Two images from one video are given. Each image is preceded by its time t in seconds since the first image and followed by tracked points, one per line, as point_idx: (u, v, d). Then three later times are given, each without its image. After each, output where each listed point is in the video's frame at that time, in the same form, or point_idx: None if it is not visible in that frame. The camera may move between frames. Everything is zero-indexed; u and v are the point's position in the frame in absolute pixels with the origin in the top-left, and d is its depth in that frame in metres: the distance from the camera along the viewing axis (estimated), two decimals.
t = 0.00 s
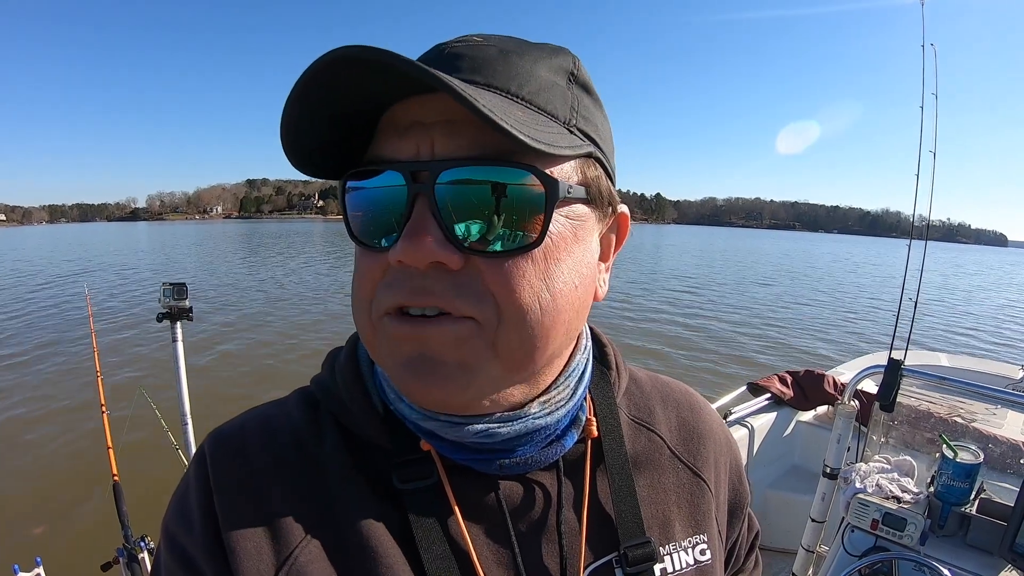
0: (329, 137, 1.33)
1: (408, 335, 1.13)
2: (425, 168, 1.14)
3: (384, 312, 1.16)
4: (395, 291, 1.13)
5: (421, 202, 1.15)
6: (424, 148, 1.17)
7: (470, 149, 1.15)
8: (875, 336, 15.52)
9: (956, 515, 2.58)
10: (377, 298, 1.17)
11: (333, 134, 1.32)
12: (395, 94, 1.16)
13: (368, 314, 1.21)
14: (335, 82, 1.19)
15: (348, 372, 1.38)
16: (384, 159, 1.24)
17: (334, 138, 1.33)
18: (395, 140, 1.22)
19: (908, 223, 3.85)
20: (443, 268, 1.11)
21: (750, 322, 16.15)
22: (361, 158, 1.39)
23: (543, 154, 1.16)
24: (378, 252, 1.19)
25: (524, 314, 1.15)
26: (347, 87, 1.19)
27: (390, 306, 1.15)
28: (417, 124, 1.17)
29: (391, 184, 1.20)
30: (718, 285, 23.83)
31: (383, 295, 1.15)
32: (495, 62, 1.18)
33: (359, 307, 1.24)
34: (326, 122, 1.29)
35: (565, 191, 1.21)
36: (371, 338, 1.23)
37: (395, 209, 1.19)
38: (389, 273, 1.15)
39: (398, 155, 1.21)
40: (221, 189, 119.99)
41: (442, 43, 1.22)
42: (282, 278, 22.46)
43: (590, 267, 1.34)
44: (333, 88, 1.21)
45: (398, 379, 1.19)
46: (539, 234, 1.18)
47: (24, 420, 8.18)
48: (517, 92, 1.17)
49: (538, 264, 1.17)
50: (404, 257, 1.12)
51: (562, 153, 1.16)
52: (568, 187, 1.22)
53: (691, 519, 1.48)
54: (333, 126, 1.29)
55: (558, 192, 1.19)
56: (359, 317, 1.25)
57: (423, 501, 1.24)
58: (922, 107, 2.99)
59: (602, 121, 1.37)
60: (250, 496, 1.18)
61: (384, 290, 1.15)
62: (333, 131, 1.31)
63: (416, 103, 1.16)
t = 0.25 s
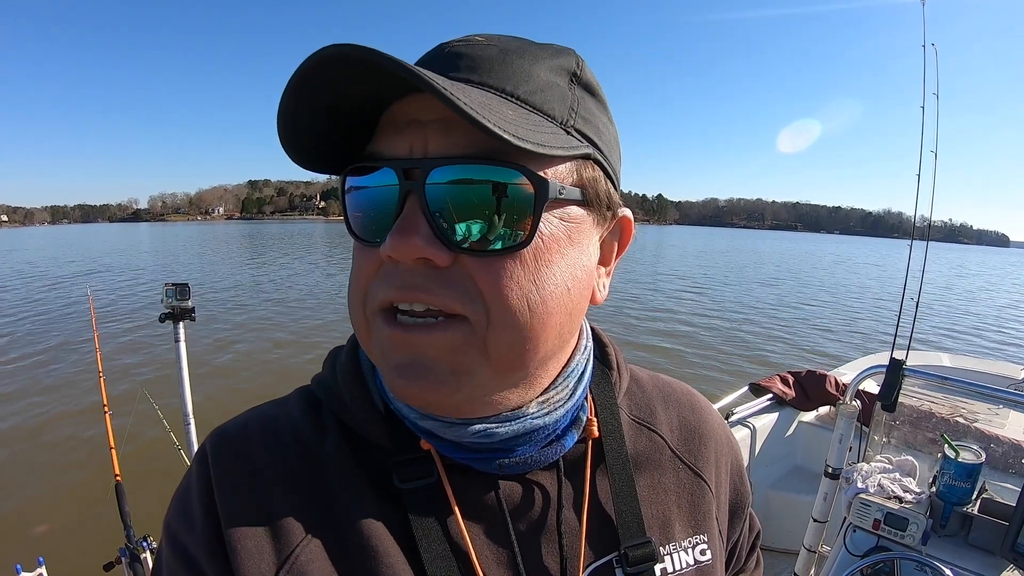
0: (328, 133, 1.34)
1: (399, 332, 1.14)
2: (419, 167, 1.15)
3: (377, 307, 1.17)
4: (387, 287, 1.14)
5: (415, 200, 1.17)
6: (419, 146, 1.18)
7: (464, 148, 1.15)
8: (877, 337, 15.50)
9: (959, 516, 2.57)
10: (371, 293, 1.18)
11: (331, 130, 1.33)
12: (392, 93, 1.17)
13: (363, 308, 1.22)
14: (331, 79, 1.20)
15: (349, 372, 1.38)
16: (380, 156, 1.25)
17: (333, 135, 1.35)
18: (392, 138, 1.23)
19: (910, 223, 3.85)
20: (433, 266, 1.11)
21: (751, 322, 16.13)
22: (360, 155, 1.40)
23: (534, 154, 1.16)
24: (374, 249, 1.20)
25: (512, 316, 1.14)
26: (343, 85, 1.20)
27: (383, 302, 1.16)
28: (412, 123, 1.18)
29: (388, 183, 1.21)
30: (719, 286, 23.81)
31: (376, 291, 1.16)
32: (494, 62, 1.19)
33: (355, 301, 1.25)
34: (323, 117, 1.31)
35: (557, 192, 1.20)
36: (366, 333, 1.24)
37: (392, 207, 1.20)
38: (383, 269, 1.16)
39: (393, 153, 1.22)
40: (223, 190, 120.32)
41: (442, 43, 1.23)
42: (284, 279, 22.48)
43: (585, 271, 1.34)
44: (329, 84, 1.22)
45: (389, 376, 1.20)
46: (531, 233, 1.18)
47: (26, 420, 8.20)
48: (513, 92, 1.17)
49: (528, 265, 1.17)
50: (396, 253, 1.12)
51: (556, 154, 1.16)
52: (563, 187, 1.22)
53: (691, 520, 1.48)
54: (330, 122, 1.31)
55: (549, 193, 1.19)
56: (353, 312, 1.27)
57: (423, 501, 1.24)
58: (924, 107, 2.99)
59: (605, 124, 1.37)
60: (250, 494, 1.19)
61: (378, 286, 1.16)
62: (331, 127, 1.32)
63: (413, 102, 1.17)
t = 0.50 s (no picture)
0: (327, 135, 1.35)
1: (396, 334, 1.14)
2: (415, 169, 1.16)
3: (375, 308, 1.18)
4: (384, 288, 1.15)
5: (411, 204, 1.17)
6: (415, 150, 1.19)
7: (460, 151, 1.16)
8: (878, 337, 15.49)
9: (962, 516, 2.57)
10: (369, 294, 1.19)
11: (330, 132, 1.34)
12: (390, 96, 1.18)
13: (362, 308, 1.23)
14: (328, 82, 1.21)
15: (353, 373, 1.39)
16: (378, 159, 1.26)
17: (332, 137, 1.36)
18: (391, 139, 1.23)
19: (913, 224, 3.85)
20: (428, 269, 1.12)
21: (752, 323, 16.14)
22: (359, 156, 1.41)
23: (529, 157, 1.16)
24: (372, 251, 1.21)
25: (506, 320, 1.15)
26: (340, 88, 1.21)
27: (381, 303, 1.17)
28: (408, 127, 1.19)
29: (386, 185, 1.21)
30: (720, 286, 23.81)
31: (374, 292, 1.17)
32: (493, 64, 1.20)
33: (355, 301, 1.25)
34: (321, 120, 1.31)
35: (553, 196, 1.21)
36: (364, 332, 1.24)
37: (391, 209, 1.20)
38: (381, 271, 1.17)
39: (390, 156, 1.23)
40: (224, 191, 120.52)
41: (442, 45, 1.24)
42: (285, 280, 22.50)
43: (584, 274, 1.34)
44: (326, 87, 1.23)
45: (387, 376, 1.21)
46: (529, 236, 1.18)
47: (29, 421, 8.20)
48: (510, 93, 1.18)
49: (525, 268, 1.18)
50: (391, 255, 1.13)
51: (551, 156, 1.16)
52: (559, 190, 1.22)
53: (695, 520, 1.49)
54: (329, 123, 1.31)
55: (545, 196, 1.19)
56: (352, 310, 1.28)
57: (427, 502, 1.25)
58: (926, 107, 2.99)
59: (607, 124, 1.37)
60: (253, 495, 1.20)
61: (376, 288, 1.17)
62: (330, 128, 1.33)
63: (410, 105, 1.18)
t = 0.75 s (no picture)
0: (327, 136, 1.35)
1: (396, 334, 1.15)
2: (411, 169, 1.16)
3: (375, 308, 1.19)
4: (384, 289, 1.15)
5: (408, 204, 1.18)
6: (412, 149, 1.19)
7: (457, 150, 1.16)
8: (878, 337, 15.50)
9: (963, 516, 2.57)
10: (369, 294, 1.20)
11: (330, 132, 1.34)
12: (388, 97, 1.18)
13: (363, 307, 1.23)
14: (327, 82, 1.21)
15: (355, 373, 1.39)
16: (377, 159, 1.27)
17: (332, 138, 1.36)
18: (389, 139, 1.24)
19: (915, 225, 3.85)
20: (426, 270, 1.12)
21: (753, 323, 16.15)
22: (359, 157, 1.41)
23: (524, 155, 1.15)
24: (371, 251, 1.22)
25: (503, 321, 1.15)
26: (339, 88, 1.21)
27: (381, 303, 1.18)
28: (406, 127, 1.19)
29: (384, 185, 1.22)
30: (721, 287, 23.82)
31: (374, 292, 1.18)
32: (491, 65, 1.20)
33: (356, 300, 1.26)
34: (320, 120, 1.32)
35: (549, 195, 1.21)
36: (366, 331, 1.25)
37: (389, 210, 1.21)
38: (380, 272, 1.17)
39: (388, 156, 1.23)
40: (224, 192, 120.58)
41: (441, 45, 1.25)
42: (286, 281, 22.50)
43: (585, 275, 1.34)
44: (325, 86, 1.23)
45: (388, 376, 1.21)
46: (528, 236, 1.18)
47: (29, 423, 8.19)
48: (508, 92, 1.18)
49: (525, 269, 1.18)
50: (389, 255, 1.13)
51: (547, 154, 1.16)
52: (556, 189, 1.23)
53: (698, 520, 1.49)
54: (328, 124, 1.31)
55: (540, 196, 1.19)
56: (353, 310, 1.28)
57: (430, 504, 1.25)
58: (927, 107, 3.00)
59: (607, 124, 1.37)
60: (256, 494, 1.20)
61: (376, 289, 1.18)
62: (329, 129, 1.33)
63: (408, 105, 1.18)
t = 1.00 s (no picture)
0: (326, 135, 1.35)
1: (392, 332, 1.14)
2: (407, 169, 1.16)
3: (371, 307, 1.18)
4: (379, 288, 1.15)
5: (405, 204, 1.17)
6: (408, 149, 1.19)
7: (454, 150, 1.15)
8: (877, 338, 15.51)
9: (963, 517, 2.57)
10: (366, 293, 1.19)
11: (328, 132, 1.34)
12: (385, 97, 1.18)
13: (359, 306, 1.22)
14: (322, 81, 1.20)
15: (353, 375, 1.39)
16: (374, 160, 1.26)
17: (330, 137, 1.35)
18: (386, 139, 1.23)
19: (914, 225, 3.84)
20: (422, 269, 1.12)
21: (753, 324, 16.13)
22: (357, 157, 1.41)
23: (520, 156, 1.15)
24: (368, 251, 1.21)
25: (499, 321, 1.14)
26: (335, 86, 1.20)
27: (377, 303, 1.17)
28: (402, 127, 1.19)
29: (382, 186, 1.21)
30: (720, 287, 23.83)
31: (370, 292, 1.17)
32: (488, 65, 1.19)
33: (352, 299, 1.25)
34: (318, 120, 1.31)
35: (546, 195, 1.20)
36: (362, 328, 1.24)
37: (387, 210, 1.20)
38: (377, 272, 1.17)
39: (385, 156, 1.23)
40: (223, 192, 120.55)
41: (438, 46, 1.25)
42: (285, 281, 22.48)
43: (583, 275, 1.34)
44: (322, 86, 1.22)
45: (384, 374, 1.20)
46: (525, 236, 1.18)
47: (27, 423, 8.18)
48: (504, 92, 1.18)
49: (522, 270, 1.17)
50: (386, 256, 1.13)
51: (544, 154, 1.15)
52: (553, 190, 1.22)
53: (698, 522, 1.49)
54: (326, 123, 1.31)
55: (537, 196, 1.18)
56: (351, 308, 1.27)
57: (429, 506, 1.24)
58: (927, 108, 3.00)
59: (606, 124, 1.37)
60: (255, 497, 1.19)
61: (372, 288, 1.17)
62: (327, 128, 1.33)
63: (405, 105, 1.18)
